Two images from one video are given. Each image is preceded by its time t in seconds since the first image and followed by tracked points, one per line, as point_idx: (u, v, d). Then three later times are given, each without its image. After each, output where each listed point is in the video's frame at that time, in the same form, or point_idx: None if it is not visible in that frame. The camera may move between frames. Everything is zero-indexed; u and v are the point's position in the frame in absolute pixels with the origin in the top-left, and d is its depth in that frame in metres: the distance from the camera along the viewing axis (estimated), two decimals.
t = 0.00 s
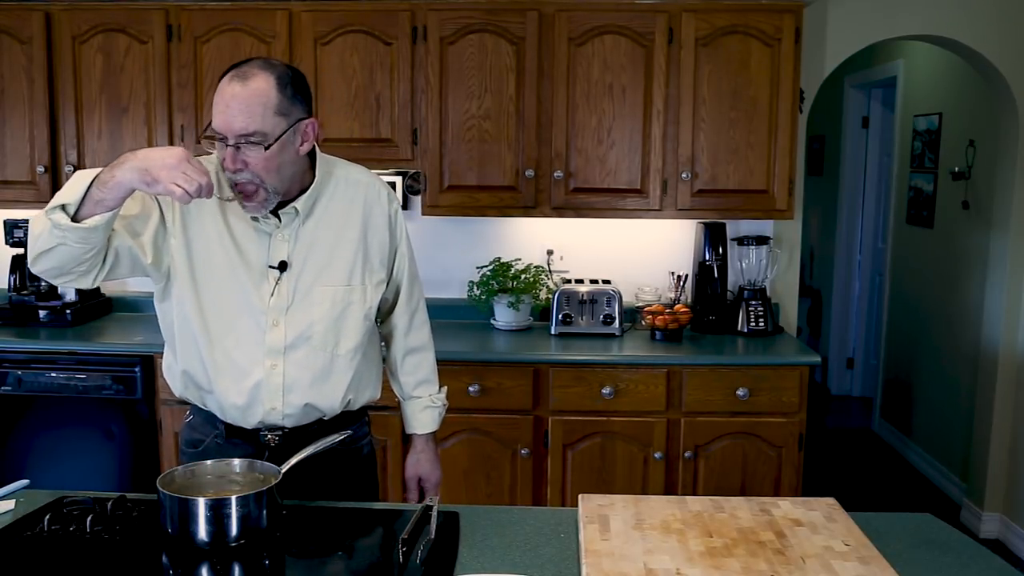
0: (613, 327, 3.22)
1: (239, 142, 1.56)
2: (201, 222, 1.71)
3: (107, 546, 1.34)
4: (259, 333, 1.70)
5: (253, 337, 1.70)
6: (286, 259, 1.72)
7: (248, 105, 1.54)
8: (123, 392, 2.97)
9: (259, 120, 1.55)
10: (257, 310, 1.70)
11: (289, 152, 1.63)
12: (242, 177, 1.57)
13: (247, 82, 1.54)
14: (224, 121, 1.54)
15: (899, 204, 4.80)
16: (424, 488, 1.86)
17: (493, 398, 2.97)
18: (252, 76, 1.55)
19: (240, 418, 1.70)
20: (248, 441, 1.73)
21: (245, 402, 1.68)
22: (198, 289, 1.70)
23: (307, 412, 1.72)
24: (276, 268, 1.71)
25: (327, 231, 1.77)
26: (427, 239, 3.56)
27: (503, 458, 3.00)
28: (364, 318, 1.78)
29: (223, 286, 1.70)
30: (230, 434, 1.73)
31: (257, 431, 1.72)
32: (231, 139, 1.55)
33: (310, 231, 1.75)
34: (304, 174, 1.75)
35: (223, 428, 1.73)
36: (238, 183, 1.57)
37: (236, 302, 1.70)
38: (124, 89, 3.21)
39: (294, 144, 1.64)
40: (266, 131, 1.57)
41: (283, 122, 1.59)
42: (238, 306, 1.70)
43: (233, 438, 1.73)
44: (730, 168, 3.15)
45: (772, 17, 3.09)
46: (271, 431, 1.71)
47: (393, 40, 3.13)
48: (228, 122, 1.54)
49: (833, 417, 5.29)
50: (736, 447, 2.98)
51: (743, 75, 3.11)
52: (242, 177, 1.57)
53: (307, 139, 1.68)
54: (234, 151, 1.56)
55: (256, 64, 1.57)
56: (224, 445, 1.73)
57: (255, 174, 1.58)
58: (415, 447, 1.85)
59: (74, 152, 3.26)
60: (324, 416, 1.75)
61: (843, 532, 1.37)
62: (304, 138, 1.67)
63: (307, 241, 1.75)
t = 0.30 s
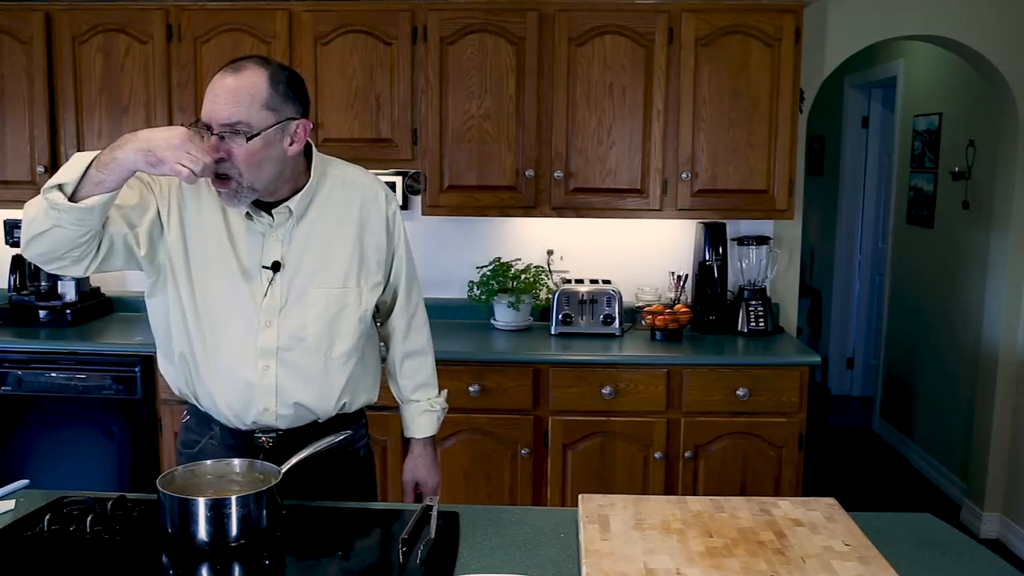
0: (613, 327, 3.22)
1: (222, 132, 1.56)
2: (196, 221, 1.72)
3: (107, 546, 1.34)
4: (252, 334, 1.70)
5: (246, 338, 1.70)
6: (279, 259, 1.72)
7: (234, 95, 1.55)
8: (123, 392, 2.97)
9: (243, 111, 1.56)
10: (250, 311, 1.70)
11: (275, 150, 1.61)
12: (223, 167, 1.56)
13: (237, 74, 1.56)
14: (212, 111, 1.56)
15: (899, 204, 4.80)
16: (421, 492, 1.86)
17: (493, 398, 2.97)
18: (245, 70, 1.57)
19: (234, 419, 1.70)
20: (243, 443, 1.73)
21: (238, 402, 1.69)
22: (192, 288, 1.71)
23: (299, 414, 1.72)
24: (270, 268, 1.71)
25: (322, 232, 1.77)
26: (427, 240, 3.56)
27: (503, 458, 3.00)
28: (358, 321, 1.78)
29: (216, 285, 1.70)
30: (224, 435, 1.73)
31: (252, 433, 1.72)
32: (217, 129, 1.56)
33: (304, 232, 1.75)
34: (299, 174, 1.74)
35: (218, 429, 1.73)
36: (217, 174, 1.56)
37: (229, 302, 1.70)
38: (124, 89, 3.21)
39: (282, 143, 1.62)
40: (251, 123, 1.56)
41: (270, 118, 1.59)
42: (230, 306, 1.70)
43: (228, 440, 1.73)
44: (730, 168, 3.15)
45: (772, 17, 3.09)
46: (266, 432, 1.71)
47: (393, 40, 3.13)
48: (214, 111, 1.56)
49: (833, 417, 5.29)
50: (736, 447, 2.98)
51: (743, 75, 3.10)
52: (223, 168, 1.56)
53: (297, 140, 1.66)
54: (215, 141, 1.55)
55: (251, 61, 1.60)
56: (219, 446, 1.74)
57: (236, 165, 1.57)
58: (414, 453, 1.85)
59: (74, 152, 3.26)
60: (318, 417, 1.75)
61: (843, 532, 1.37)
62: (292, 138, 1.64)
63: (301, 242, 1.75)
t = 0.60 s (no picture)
0: (613, 327, 3.22)
1: (238, 148, 1.54)
2: (195, 223, 1.72)
3: (107, 546, 1.34)
4: (253, 336, 1.70)
5: (247, 339, 1.70)
6: (280, 260, 1.72)
7: (245, 109, 1.52)
8: (123, 392, 2.97)
9: (256, 126, 1.53)
10: (252, 312, 1.70)
11: (288, 156, 1.61)
12: (241, 183, 1.56)
13: (244, 85, 1.53)
14: (223, 127, 1.52)
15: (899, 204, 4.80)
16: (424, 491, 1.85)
17: (493, 398, 2.97)
18: (250, 81, 1.54)
19: (236, 421, 1.71)
20: (244, 443, 1.74)
21: (240, 404, 1.70)
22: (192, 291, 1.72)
23: (301, 414, 1.73)
24: (271, 269, 1.72)
25: (322, 232, 1.76)
26: (427, 240, 3.56)
27: (503, 458, 3.00)
28: (360, 320, 1.78)
29: (216, 288, 1.71)
30: (224, 437, 1.74)
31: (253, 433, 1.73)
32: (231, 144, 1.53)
33: (305, 232, 1.75)
34: (299, 175, 1.74)
35: (218, 431, 1.75)
36: (237, 189, 1.56)
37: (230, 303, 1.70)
38: (124, 89, 3.21)
39: (292, 147, 1.63)
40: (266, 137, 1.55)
41: (280, 126, 1.58)
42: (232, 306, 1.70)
43: (229, 441, 1.74)
44: (730, 168, 3.15)
45: (772, 17, 3.09)
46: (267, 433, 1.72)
47: (393, 40, 3.13)
48: (226, 127, 1.52)
49: (833, 417, 5.29)
50: (737, 447, 2.98)
51: (743, 75, 3.11)
52: (241, 183, 1.56)
53: (304, 142, 1.67)
54: (231, 157, 1.54)
55: (252, 67, 1.56)
56: (220, 447, 1.74)
57: (252, 179, 1.56)
58: (415, 453, 1.84)
59: (74, 152, 3.26)
60: (322, 417, 1.75)
61: (843, 532, 1.37)
62: (299, 142, 1.65)
63: (302, 242, 1.75)
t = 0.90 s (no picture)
0: (613, 327, 3.22)
1: (274, 166, 1.52)
2: (203, 228, 1.70)
3: (107, 546, 1.34)
4: (265, 336, 1.71)
5: (258, 340, 1.71)
6: (289, 260, 1.72)
7: (281, 129, 1.49)
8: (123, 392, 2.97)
9: (292, 144, 1.51)
10: (263, 313, 1.70)
11: (314, 161, 1.61)
12: (276, 197, 1.56)
13: (275, 103, 1.48)
14: (258, 146, 1.49)
15: (899, 204, 4.80)
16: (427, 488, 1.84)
17: (493, 398, 2.97)
18: (281, 98, 1.48)
19: (244, 420, 1.72)
20: (251, 443, 1.75)
21: (250, 403, 1.71)
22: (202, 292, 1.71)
23: (311, 414, 1.73)
24: (282, 270, 1.71)
25: (331, 232, 1.76)
26: (427, 240, 3.56)
27: (503, 458, 3.00)
28: (369, 319, 1.78)
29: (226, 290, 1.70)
30: (232, 437, 1.75)
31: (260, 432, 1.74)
32: (267, 162, 1.51)
33: (314, 232, 1.75)
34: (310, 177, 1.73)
35: (225, 432, 1.75)
36: (272, 202, 1.56)
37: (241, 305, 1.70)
38: (124, 89, 3.21)
39: (316, 150, 1.62)
40: (301, 151, 1.53)
41: (310, 137, 1.56)
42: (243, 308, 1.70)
43: (235, 442, 1.75)
44: (730, 168, 3.15)
45: (772, 17, 3.09)
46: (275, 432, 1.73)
47: (393, 40, 3.13)
48: (262, 148, 1.49)
49: (833, 417, 5.29)
50: (737, 447, 2.98)
51: (743, 75, 3.10)
52: (276, 197, 1.56)
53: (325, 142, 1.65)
54: (267, 174, 1.52)
55: (276, 79, 1.50)
56: (227, 448, 1.75)
57: (286, 193, 1.56)
58: (417, 451, 1.84)
59: (74, 152, 3.26)
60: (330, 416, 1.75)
61: (843, 532, 1.37)
62: (322, 145, 1.63)
63: (312, 242, 1.74)
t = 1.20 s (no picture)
0: (613, 327, 3.23)
1: (232, 124, 1.56)
2: (178, 223, 1.73)
3: (107, 546, 1.34)
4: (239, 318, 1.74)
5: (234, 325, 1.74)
6: (260, 246, 1.74)
7: (236, 85, 1.54)
8: (123, 393, 2.97)
9: (249, 99, 1.55)
10: (236, 296, 1.74)
11: (274, 134, 1.65)
12: (236, 157, 1.59)
13: (233, 66, 1.55)
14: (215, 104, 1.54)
15: (899, 204, 4.80)
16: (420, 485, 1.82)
17: (493, 398, 2.97)
18: (236, 62, 1.56)
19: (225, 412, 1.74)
20: (234, 435, 1.75)
21: (230, 393, 1.72)
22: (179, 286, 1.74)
23: (292, 398, 1.73)
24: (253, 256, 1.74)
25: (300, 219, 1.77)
26: (427, 240, 3.56)
27: (503, 458, 3.00)
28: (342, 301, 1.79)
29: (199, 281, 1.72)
30: (216, 429, 1.76)
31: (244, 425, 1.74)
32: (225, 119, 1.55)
33: (283, 219, 1.76)
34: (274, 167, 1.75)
35: (209, 422, 1.76)
36: (231, 162, 1.59)
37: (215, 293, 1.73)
38: (124, 89, 3.21)
39: (277, 126, 1.66)
40: (258, 110, 1.58)
41: (270, 104, 1.61)
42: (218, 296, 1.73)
43: (219, 433, 1.75)
44: (730, 168, 3.15)
45: (772, 17, 3.09)
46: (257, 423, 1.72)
47: (393, 40, 3.13)
48: (221, 101, 1.54)
49: (833, 417, 5.29)
50: (737, 447, 2.98)
51: (742, 75, 3.11)
52: (235, 158, 1.59)
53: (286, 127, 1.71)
54: (227, 130, 1.56)
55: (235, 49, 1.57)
56: (211, 441, 1.76)
57: (245, 153, 1.59)
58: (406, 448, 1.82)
59: (74, 152, 3.26)
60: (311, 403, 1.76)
61: (843, 532, 1.37)
62: (281, 124, 1.67)
63: (281, 228, 1.76)
